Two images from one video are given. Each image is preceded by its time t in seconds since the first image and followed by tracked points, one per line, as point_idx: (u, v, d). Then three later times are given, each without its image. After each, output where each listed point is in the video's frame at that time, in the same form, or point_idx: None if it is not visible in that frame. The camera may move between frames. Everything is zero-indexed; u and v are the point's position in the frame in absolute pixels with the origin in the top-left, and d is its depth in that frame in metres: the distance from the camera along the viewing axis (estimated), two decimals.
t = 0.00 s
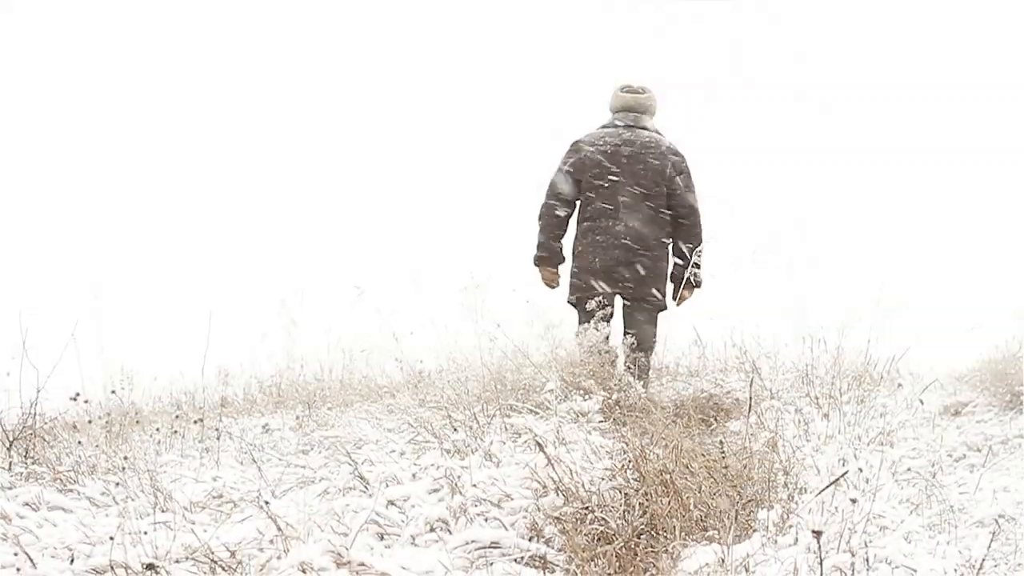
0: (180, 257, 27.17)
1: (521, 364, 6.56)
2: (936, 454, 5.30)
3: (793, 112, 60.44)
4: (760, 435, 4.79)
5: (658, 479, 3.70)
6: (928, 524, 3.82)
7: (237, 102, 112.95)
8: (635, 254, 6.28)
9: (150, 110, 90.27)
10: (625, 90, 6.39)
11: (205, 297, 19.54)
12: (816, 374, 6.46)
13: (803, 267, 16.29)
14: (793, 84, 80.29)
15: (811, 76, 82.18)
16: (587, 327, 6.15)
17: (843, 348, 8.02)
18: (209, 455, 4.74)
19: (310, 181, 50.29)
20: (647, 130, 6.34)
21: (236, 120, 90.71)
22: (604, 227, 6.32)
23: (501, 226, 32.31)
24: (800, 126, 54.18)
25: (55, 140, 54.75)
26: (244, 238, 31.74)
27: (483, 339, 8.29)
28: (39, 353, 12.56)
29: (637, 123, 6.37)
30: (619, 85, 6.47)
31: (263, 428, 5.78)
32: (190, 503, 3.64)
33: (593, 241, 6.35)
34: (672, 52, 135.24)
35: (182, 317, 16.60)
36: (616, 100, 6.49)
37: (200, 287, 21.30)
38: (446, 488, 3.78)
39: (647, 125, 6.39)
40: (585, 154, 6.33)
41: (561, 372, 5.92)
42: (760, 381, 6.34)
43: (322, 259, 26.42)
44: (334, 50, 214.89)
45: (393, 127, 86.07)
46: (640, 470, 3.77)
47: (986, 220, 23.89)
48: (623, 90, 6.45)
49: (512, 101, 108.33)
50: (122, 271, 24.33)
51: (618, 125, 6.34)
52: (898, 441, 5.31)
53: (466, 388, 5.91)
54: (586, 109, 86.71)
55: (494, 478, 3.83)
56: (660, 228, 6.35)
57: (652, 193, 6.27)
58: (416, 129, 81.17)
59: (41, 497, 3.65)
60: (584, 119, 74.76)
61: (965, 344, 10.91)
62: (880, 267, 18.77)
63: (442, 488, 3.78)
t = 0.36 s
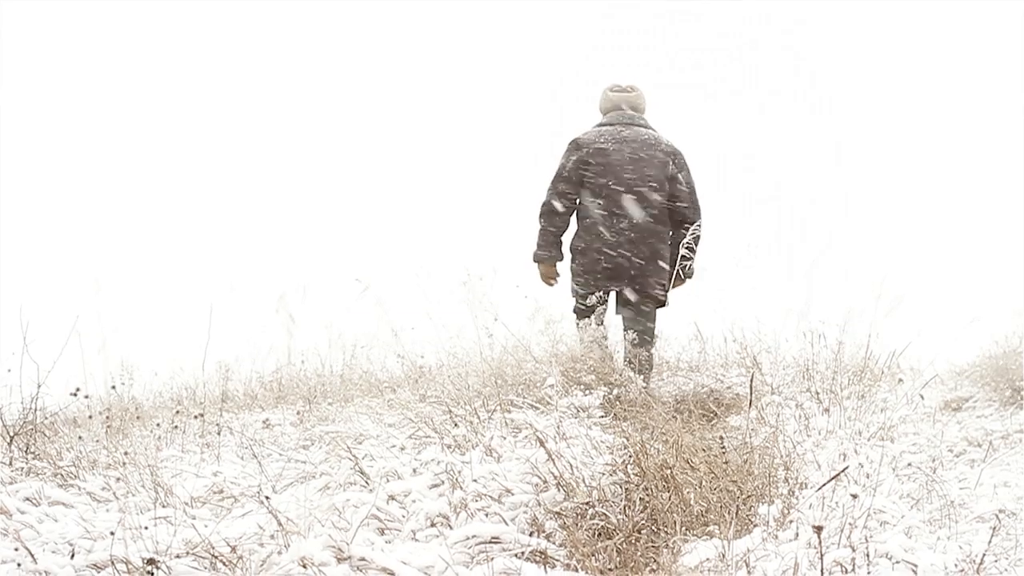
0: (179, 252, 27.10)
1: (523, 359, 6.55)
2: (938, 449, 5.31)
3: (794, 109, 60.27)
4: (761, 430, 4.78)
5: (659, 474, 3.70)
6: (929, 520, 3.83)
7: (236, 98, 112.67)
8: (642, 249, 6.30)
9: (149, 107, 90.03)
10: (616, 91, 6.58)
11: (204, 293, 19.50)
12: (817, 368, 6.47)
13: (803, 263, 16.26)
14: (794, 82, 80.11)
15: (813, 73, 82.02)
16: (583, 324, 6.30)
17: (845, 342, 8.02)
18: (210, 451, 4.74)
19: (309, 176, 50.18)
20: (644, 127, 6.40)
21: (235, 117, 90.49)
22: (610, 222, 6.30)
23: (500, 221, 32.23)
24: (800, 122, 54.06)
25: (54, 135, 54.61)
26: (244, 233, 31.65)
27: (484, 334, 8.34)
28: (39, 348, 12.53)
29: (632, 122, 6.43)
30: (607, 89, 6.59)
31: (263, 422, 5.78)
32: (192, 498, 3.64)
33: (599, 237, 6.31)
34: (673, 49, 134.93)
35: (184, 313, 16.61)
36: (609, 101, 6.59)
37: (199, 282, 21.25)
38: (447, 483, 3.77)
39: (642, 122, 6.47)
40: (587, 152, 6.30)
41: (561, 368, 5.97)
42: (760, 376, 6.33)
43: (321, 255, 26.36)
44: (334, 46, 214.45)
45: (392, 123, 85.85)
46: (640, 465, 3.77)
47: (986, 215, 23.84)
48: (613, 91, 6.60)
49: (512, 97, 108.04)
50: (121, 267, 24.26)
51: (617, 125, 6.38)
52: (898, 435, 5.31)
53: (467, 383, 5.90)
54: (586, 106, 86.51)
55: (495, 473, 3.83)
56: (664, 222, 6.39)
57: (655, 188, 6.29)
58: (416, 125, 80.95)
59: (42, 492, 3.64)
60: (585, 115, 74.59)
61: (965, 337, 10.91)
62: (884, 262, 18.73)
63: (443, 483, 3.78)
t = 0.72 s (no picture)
0: (180, 245, 27.06)
1: (524, 351, 6.53)
2: (939, 442, 5.31)
3: (796, 102, 61.56)
4: (762, 424, 4.78)
5: (660, 467, 3.69)
6: (930, 513, 3.82)
7: (236, 90, 112.45)
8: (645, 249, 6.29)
9: (149, 100, 89.84)
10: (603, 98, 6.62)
11: (204, 286, 19.47)
12: (818, 361, 6.47)
13: (803, 256, 16.23)
14: (795, 78, 80.07)
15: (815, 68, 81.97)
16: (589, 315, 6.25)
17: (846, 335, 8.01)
18: (211, 443, 4.73)
19: (310, 169, 50.11)
20: (636, 132, 6.49)
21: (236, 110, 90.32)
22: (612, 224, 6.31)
23: (501, 214, 32.16)
24: (801, 116, 53.89)
25: (54, 128, 54.49)
26: (245, 226, 31.58)
27: (485, 328, 8.32)
28: (40, 342, 12.51)
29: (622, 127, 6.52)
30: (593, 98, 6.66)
31: (265, 415, 5.78)
32: (194, 490, 3.64)
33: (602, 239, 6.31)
34: (675, 45, 134.80)
35: (185, 306, 16.63)
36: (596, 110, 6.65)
37: (200, 275, 21.22)
38: (447, 476, 3.78)
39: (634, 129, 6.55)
40: (584, 160, 6.36)
41: (562, 360, 5.97)
42: (761, 369, 6.32)
43: (322, 248, 26.32)
44: (334, 38, 213.88)
45: (393, 117, 85.66)
46: (641, 458, 3.76)
47: (987, 209, 23.78)
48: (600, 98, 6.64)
49: (513, 89, 107.76)
50: (122, 259, 24.22)
51: (607, 131, 6.47)
52: (900, 427, 5.31)
53: (469, 375, 5.90)
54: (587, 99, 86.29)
55: (496, 466, 3.84)
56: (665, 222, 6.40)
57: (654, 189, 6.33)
58: (417, 118, 80.77)
59: (44, 485, 3.65)
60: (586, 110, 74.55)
61: (966, 330, 10.89)
62: (886, 256, 18.72)
63: (444, 476, 3.78)
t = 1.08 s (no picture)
0: (180, 238, 27.01)
1: (523, 343, 6.53)
2: (940, 434, 5.30)
3: (797, 93, 61.88)
4: (763, 417, 4.77)
5: (660, 459, 3.68)
6: (930, 505, 3.82)
7: (236, 82, 112.67)
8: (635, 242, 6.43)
9: (149, 93, 89.64)
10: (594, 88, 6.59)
11: (204, 279, 19.43)
12: (819, 353, 6.45)
13: (803, 248, 16.19)
14: (797, 69, 79.80)
15: (817, 59, 81.69)
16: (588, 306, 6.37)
17: (846, 327, 7.99)
18: (212, 437, 4.73)
19: (310, 162, 50.10)
20: (625, 122, 6.47)
21: (236, 102, 90.11)
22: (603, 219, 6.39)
23: (501, 206, 32.09)
24: (801, 109, 53.77)
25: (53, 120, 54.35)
26: (245, 219, 31.53)
27: (485, 322, 8.33)
28: (41, 334, 12.50)
29: (612, 117, 6.51)
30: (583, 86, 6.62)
31: (265, 407, 5.79)
32: (195, 482, 3.65)
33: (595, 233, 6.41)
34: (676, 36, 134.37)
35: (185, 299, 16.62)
36: (586, 99, 6.61)
37: (201, 268, 21.18)
38: (449, 468, 3.78)
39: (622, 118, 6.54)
40: (574, 154, 6.38)
41: (563, 353, 5.96)
42: (762, 361, 6.32)
43: (323, 240, 26.27)
44: (335, 30, 213.30)
45: (391, 109, 85.32)
46: (641, 450, 3.76)
47: (988, 201, 23.72)
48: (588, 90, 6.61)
49: (513, 81, 107.47)
50: (122, 252, 24.17)
51: (597, 123, 6.46)
52: (901, 419, 5.30)
53: (471, 367, 5.89)
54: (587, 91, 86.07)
55: (497, 457, 3.84)
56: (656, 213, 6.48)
57: (643, 181, 6.40)
58: (416, 111, 80.45)
59: (45, 477, 3.65)
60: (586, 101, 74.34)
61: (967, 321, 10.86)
62: (887, 248, 18.68)
63: (445, 468, 3.78)
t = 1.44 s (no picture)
0: (181, 227, 26.94)
1: (525, 332, 6.53)
2: (941, 423, 5.31)
3: (799, 83, 61.70)
4: (764, 406, 4.78)
5: (662, 448, 3.70)
6: (930, 493, 3.83)
7: (237, 71, 112.32)
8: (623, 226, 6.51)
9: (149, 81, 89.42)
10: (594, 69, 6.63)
11: (205, 268, 19.40)
12: (820, 341, 6.46)
13: (804, 237, 16.17)
14: (799, 60, 79.56)
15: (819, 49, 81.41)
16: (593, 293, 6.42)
17: (848, 315, 7.99)
18: (213, 426, 4.72)
19: (311, 150, 50.03)
20: (623, 105, 6.51)
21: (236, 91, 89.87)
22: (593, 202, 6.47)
23: (502, 196, 32.00)
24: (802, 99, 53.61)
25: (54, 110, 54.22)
26: (246, 208, 31.45)
27: (487, 312, 8.32)
28: (43, 324, 12.47)
29: (610, 99, 6.55)
30: (585, 68, 6.67)
31: (266, 396, 5.78)
32: (196, 472, 3.64)
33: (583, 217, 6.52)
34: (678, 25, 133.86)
35: (186, 288, 16.61)
36: (586, 81, 6.65)
37: (202, 258, 21.14)
38: (450, 457, 3.78)
39: (620, 101, 6.57)
40: (567, 137, 6.47)
41: (565, 342, 5.96)
42: (764, 350, 6.31)
43: (324, 229, 26.22)
44: (335, 19, 212.54)
45: (392, 99, 85.13)
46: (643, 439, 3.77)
47: (992, 191, 23.61)
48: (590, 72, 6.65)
49: (514, 70, 107.17)
50: (124, 241, 24.12)
51: (595, 105, 6.51)
52: (902, 408, 5.31)
53: (473, 356, 5.89)
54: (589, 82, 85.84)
55: (499, 447, 3.84)
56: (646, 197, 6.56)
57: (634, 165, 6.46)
58: (417, 101, 80.28)
59: (46, 466, 3.65)
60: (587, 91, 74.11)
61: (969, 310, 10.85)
62: (889, 238, 18.66)
63: (447, 457, 3.78)
